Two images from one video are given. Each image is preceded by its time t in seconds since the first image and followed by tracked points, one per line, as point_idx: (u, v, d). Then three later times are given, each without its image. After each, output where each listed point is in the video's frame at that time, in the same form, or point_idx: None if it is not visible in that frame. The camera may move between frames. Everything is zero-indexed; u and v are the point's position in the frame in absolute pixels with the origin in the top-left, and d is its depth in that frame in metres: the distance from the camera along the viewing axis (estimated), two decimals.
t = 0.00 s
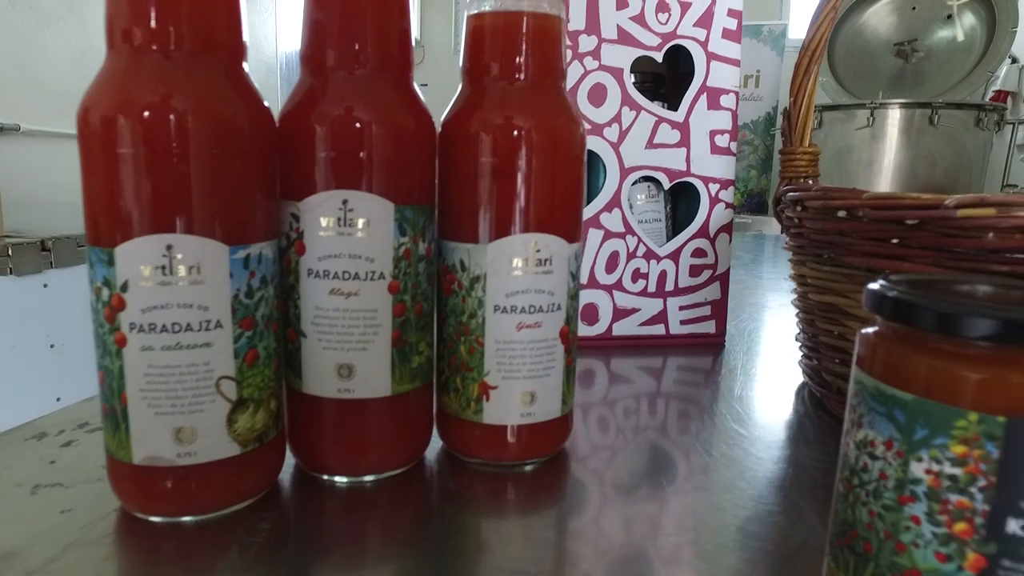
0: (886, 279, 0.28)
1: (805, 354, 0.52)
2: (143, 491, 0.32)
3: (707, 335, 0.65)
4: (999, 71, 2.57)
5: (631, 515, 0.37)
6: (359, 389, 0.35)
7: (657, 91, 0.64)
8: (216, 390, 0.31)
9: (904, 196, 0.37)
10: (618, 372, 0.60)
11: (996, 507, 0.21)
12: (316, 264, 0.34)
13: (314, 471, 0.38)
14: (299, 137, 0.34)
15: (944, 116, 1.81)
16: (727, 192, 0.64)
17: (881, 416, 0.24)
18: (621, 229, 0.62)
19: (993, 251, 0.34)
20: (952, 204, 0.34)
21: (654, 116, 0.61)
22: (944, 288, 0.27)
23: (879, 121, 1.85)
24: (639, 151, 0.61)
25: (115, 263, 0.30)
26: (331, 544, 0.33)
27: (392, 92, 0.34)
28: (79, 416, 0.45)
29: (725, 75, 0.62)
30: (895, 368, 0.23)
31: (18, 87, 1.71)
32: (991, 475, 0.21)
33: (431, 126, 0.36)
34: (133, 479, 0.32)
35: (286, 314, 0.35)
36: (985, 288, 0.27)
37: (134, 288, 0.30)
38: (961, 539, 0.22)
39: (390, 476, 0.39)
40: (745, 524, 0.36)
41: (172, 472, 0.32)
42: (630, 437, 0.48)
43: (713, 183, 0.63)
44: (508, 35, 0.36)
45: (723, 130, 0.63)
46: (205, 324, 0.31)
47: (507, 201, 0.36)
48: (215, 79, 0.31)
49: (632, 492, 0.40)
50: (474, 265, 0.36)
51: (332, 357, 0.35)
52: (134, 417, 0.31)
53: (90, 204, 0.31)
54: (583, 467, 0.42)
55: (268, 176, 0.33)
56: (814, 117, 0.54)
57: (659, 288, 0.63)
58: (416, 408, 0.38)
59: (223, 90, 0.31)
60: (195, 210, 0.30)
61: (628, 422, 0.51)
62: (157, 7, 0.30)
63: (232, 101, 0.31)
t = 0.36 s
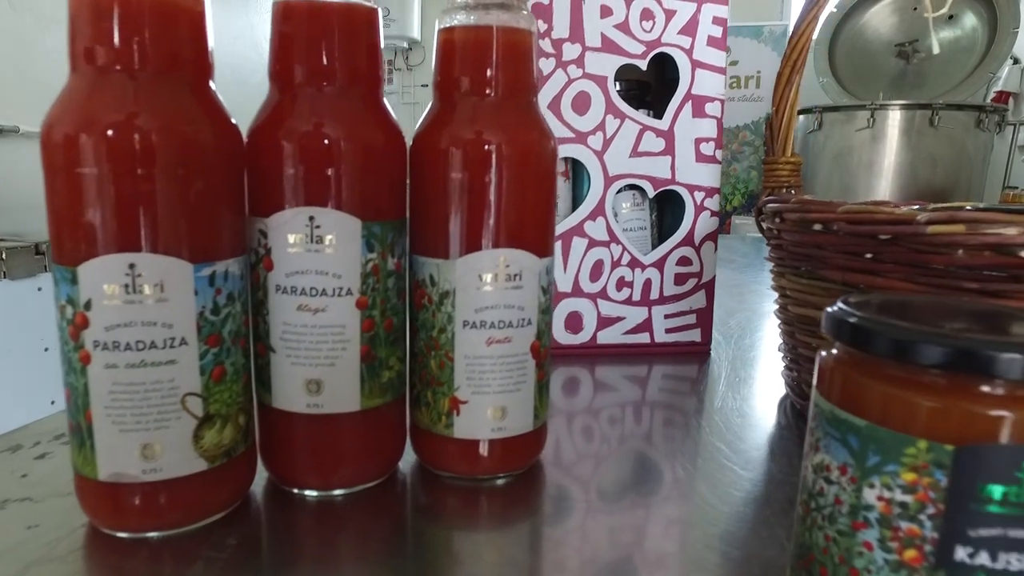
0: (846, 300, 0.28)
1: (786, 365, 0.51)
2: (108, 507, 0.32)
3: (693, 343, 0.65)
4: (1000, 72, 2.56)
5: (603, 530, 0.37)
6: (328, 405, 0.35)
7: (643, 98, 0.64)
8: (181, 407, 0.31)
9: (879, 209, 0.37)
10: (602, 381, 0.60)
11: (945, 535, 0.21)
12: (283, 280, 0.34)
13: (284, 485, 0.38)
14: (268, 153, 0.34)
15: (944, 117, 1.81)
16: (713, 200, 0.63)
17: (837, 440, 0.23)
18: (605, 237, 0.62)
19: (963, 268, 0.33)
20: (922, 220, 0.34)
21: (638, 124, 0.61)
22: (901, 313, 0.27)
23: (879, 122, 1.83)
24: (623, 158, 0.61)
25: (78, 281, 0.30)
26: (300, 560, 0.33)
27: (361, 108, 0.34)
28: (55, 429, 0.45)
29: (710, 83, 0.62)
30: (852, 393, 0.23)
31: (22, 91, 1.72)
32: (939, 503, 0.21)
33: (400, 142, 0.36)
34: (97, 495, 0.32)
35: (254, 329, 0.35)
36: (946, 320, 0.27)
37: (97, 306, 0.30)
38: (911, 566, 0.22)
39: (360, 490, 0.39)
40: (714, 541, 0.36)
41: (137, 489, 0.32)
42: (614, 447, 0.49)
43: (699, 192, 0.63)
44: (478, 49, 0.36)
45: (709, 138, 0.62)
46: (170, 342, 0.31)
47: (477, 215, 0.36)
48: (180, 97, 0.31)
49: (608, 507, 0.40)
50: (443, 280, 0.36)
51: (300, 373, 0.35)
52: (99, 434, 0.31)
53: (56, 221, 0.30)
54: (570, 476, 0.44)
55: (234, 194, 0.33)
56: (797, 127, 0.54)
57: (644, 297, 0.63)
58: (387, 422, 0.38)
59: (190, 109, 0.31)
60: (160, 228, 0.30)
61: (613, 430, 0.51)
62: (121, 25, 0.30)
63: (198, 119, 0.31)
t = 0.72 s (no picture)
0: (804, 322, 0.28)
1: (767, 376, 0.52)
2: (81, 524, 0.32)
3: (677, 352, 0.65)
4: (999, 73, 2.56)
5: (577, 544, 0.38)
6: (302, 420, 0.36)
7: (628, 108, 0.65)
8: (153, 425, 0.32)
9: (852, 225, 0.37)
10: (586, 389, 0.60)
11: (891, 562, 0.21)
12: (256, 298, 0.34)
13: (260, 498, 0.39)
14: (241, 172, 0.34)
15: (942, 119, 1.74)
16: (697, 209, 0.63)
17: (792, 465, 0.24)
18: (589, 247, 0.62)
19: (931, 287, 0.33)
20: (891, 237, 0.34)
21: (622, 134, 0.61)
22: (864, 331, 0.27)
23: (876, 124, 1.76)
24: (607, 168, 0.61)
25: (49, 301, 0.30)
26: None
27: (334, 127, 0.35)
28: (35, 440, 0.45)
29: (694, 92, 0.62)
30: (807, 417, 0.23)
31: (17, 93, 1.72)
32: (886, 529, 0.21)
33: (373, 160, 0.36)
34: (70, 512, 0.32)
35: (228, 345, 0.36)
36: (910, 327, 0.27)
37: (68, 326, 0.30)
38: None
39: (335, 503, 0.39)
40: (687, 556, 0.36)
41: (109, 506, 0.32)
42: (600, 455, 0.49)
43: (682, 201, 0.63)
44: (451, 66, 0.36)
45: (694, 148, 0.63)
46: (141, 360, 0.31)
47: (451, 232, 0.36)
48: (152, 118, 0.31)
49: (584, 519, 0.40)
50: (415, 297, 0.36)
51: (274, 389, 0.35)
52: (71, 452, 0.31)
53: (28, 242, 0.31)
54: (557, 484, 0.44)
55: (207, 213, 0.33)
56: (778, 138, 0.54)
57: (628, 305, 0.63)
58: (362, 436, 0.38)
59: (162, 130, 0.31)
60: (132, 249, 0.30)
61: (599, 438, 0.52)
62: (91, 48, 0.30)
63: (169, 140, 0.31)
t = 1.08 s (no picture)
0: (763, 338, 0.28)
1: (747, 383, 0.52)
2: (52, 533, 0.32)
3: (661, 358, 0.65)
4: (996, 74, 2.56)
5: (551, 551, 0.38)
6: (275, 429, 0.36)
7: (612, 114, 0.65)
8: (124, 435, 0.32)
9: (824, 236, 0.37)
10: (570, 395, 0.60)
11: None
12: (229, 308, 0.35)
13: (235, 507, 0.39)
14: (215, 184, 0.34)
15: (938, 120, 1.81)
16: (681, 215, 0.63)
17: (747, 480, 0.24)
18: (573, 252, 0.62)
19: (899, 298, 0.34)
20: (861, 249, 0.34)
21: (605, 140, 0.61)
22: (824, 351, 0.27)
23: (873, 126, 1.85)
24: (590, 174, 0.61)
25: (19, 313, 0.30)
26: None
27: (307, 140, 0.35)
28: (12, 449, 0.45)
29: (678, 98, 0.62)
30: (762, 433, 0.24)
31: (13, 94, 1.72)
32: (834, 544, 0.22)
33: (346, 172, 0.37)
34: (41, 521, 0.32)
35: (201, 355, 0.36)
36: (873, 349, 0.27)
37: (38, 338, 0.30)
38: None
39: (309, 512, 0.39)
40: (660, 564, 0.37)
41: (81, 517, 0.32)
42: (585, 460, 0.50)
43: (666, 207, 0.63)
44: (423, 77, 0.36)
45: (678, 154, 0.63)
46: (112, 371, 0.31)
47: (425, 243, 0.36)
48: (123, 132, 0.31)
49: (559, 525, 0.40)
50: (388, 307, 0.37)
51: (247, 398, 0.36)
52: (42, 462, 0.31)
53: None
54: (542, 489, 0.45)
55: (180, 225, 0.34)
56: (758, 145, 0.54)
57: (612, 311, 0.63)
58: (337, 444, 0.39)
59: (133, 143, 0.32)
60: (103, 261, 0.31)
61: (584, 443, 0.52)
62: (60, 62, 0.30)
63: (140, 153, 0.32)
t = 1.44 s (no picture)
0: (719, 347, 0.29)
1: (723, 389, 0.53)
2: (28, 538, 0.33)
3: (644, 362, 0.66)
4: (994, 76, 2.57)
5: (522, 553, 0.39)
6: (250, 434, 0.37)
7: (595, 119, 0.65)
8: (100, 441, 0.33)
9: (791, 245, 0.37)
10: (553, 399, 0.61)
11: None
12: (204, 317, 0.36)
13: (212, 510, 0.40)
14: (190, 196, 0.35)
15: (934, 122, 1.82)
16: (663, 221, 0.64)
17: (697, 487, 0.25)
18: (555, 258, 0.63)
19: (861, 307, 0.34)
20: (824, 259, 0.34)
21: (587, 147, 0.62)
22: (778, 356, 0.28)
23: (870, 126, 1.86)
24: (572, 180, 0.62)
25: None
26: None
27: (280, 153, 0.36)
28: None
29: (660, 105, 0.63)
30: (710, 443, 0.24)
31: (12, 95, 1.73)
32: (774, 553, 0.23)
33: (319, 184, 0.38)
34: (17, 526, 0.33)
35: (177, 362, 0.37)
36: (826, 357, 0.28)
37: (13, 347, 0.31)
38: None
39: (285, 516, 0.40)
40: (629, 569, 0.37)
41: (57, 522, 0.33)
42: (568, 463, 0.50)
43: (648, 213, 0.64)
44: (395, 90, 0.37)
45: (659, 160, 0.63)
46: (87, 379, 0.32)
47: (397, 254, 0.37)
48: (98, 146, 0.32)
49: (532, 529, 0.41)
50: (361, 315, 0.38)
51: (223, 405, 0.37)
52: (18, 468, 0.32)
53: None
54: (526, 492, 0.46)
55: (156, 236, 0.35)
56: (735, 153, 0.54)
57: (595, 316, 0.64)
58: (314, 448, 0.40)
59: (109, 157, 0.32)
60: (78, 271, 0.31)
61: (566, 446, 0.53)
62: (35, 78, 0.31)
63: (115, 166, 0.32)
